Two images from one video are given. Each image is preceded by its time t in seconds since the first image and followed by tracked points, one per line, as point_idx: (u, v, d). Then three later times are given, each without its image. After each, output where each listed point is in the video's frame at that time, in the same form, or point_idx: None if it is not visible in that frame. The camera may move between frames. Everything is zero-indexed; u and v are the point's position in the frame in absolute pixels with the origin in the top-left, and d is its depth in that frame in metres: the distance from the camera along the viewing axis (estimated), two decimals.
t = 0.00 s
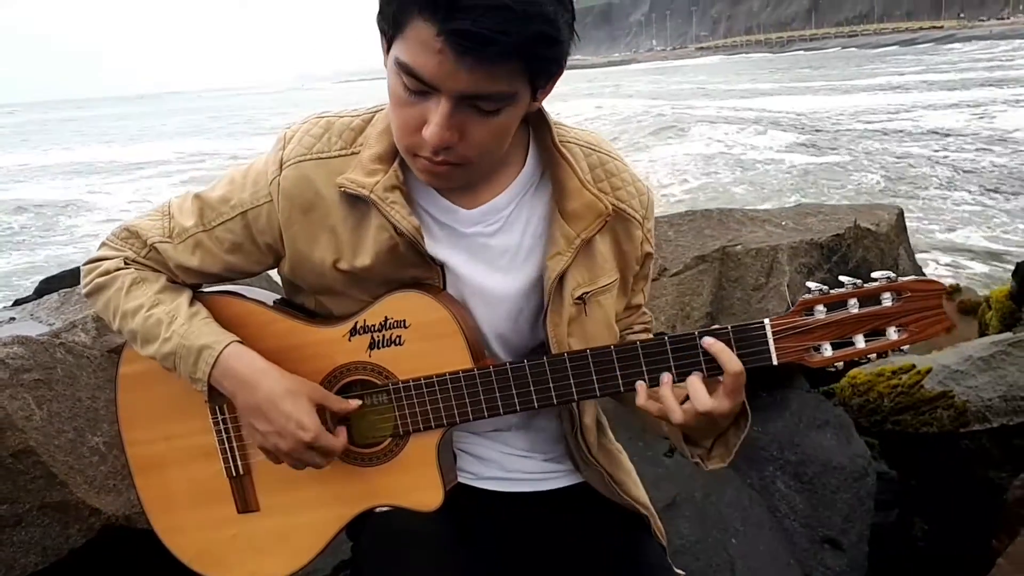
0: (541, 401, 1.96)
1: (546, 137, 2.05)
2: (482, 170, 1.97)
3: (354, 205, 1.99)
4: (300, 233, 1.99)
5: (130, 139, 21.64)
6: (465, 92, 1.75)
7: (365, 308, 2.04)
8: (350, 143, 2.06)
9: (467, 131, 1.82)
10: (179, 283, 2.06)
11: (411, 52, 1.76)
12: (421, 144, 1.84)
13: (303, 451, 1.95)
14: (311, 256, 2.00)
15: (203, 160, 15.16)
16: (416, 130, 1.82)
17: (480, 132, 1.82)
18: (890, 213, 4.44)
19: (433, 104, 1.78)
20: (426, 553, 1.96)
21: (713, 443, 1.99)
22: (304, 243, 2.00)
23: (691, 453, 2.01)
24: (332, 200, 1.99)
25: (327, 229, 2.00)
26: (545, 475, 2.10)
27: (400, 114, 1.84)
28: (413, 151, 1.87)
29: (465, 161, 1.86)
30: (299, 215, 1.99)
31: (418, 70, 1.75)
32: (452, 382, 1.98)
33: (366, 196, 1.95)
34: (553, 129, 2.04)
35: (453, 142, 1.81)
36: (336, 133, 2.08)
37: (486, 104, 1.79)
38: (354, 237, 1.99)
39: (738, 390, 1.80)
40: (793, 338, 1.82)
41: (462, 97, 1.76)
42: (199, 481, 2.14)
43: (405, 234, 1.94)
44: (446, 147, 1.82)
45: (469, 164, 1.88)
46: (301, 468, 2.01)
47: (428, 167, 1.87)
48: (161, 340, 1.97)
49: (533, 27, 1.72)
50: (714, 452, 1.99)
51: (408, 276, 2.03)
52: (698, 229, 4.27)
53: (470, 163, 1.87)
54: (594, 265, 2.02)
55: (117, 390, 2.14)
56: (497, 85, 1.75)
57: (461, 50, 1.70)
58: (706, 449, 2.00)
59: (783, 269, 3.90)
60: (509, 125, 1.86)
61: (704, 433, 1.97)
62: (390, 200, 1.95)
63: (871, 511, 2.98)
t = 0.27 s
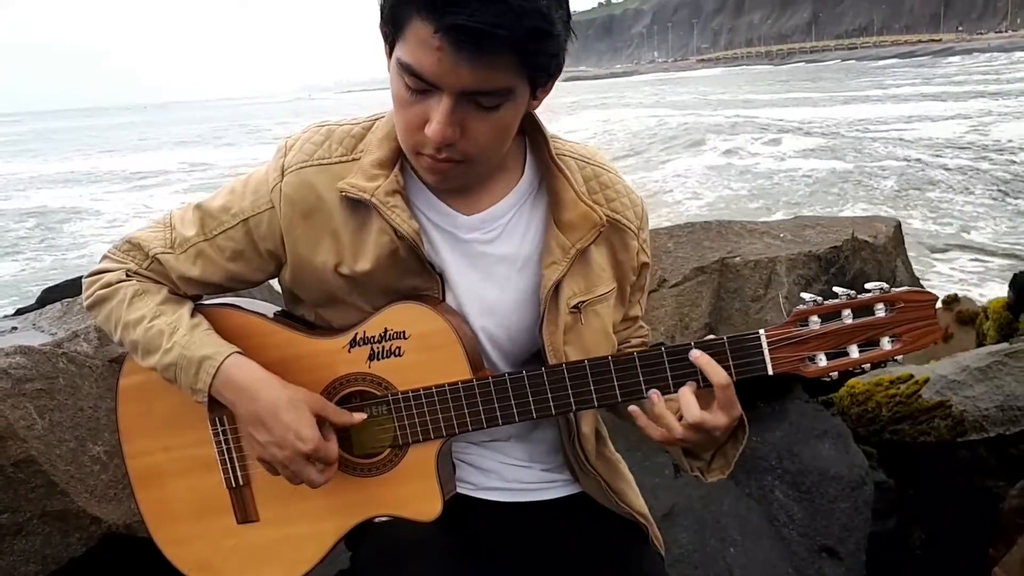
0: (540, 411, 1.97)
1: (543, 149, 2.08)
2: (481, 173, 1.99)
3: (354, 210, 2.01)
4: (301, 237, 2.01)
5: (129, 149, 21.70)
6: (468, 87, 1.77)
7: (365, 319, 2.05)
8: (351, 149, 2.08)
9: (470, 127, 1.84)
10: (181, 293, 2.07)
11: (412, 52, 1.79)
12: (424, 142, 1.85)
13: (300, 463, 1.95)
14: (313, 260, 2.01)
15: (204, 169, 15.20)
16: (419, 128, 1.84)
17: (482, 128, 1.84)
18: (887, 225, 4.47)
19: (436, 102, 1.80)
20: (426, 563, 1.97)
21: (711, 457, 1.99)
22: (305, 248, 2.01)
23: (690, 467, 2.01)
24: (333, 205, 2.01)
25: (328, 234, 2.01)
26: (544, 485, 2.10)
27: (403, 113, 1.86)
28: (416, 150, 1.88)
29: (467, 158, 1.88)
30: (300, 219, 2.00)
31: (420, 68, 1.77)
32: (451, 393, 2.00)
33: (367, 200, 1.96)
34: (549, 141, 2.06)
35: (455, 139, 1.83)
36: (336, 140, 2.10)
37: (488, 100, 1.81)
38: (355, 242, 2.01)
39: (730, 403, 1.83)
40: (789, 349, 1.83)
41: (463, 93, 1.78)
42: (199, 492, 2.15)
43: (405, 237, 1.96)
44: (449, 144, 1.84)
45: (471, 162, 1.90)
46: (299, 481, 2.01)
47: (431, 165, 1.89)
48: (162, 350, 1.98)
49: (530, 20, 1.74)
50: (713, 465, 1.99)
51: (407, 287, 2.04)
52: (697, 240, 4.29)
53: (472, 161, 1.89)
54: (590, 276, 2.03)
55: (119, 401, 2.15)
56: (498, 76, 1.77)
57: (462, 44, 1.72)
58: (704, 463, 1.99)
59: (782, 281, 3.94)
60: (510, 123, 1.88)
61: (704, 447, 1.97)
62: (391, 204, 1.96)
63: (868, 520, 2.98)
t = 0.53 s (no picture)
0: (540, 423, 1.98)
1: (541, 166, 2.08)
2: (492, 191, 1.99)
3: (356, 224, 2.02)
4: (303, 251, 2.01)
5: (128, 155, 21.73)
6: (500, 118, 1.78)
7: (366, 330, 2.06)
8: (353, 164, 2.09)
9: (497, 155, 1.85)
10: (183, 304, 2.07)
11: (435, 81, 1.79)
12: (451, 170, 1.86)
13: (301, 475, 1.96)
14: (315, 274, 2.02)
15: (203, 175, 15.23)
16: (447, 157, 1.84)
17: (508, 153, 1.86)
18: (886, 234, 4.48)
19: (466, 132, 1.80)
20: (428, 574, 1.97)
21: (704, 473, 2.01)
22: (307, 261, 2.01)
23: (682, 483, 2.03)
24: (334, 218, 2.02)
25: (329, 247, 2.02)
26: (545, 495, 2.10)
27: (428, 143, 1.85)
28: (440, 177, 1.88)
29: (490, 181, 1.90)
30: (301, 233, 2.01)
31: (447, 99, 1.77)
32: (452, 404, 2.00)
33: (368, 214, 1.97)
34: (547, 157, 2.06)
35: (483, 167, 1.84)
36: (339, 155, 2.11)
37: (516, 127, 1.82)
38: (356, 255, 2.01)
39: (711, 419, 1.82)
40: (787, 361, 1.84)
41: (495, 124, 1.79)
42: (200, 502, 2.15)
43: (406, 251, 1.97)
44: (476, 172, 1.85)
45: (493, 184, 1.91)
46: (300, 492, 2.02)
47: (455, 191, 1.90)
48: (164, 362, 1.99)
49: (560, 47, 1.75)
50: (705, 481, 2.01)
51: (408, 298, 2.05)
52: (695, 250, 4.31)
53: (495, 182, 1.91)
54: (588, 290, 2.04)
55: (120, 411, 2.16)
56: (524, 104, 1.78)
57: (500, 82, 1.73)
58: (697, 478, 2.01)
59: (780, 290, 3.97)
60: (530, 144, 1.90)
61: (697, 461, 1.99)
62: (393, 218, 1.97)
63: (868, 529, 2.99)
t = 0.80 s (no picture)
0: (542, 434, 1.97)
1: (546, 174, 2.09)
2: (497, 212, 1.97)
3: (358, 236, 2.01)
4: (306, 262, 2.01)
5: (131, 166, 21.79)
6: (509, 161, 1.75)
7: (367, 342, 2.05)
8: (355, 175, 2.07)
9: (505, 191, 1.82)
10: (183, 310, 2.07)
11: (445, 114, 1.76)
12: (459, 204, 1.83)
13: (303, 478, 1.96)
14: (316, 284, 2.02)
15: (205, 185, 15.27)
16: (456, 194, 1.81)
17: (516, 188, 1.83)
18: (887, 242, 4.47)
19: (474, 171, 1.77)
20: None
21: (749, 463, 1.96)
22: (309, 272, 2.01)
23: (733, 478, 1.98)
24: (337, 229, 2.01)
25: (331, 258, 2.01)
26: (546, 506, 2.09)
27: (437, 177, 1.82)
28: (448, 208, 1.86)
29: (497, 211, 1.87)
30: (303, 243, 2.01)
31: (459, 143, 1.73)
32: (453, 415, 1.99)
33: (371, 226, 1.97)
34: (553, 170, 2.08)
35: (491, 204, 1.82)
36: (342, 166, 2.10)
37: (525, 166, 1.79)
38: (358, 266, 2.01)
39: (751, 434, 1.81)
40: (793, 383, 1.83)
41: (504, 166, 1.76)
42: (200, 510, 2.15)
43: (408, 263, 1.97)
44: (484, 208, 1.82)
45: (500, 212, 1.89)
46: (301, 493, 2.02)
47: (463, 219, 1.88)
48: (165, 366, 1.99)
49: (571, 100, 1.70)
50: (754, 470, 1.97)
51: (409, 309, 2.04)
52: (696, 259, 4.30)
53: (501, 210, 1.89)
54: (596, 300, 2.03)
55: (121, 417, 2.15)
56: (532, 147, 1.74)
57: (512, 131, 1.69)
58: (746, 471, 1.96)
59: (782, 300, 3.93)
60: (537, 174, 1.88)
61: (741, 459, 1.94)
62: (395, 229, 1.97)
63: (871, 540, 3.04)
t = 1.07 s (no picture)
0: (543, 444, 1.96)
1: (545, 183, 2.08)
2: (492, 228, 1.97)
3: (360, 248, 2.01)
4: (307, 274, 2.01)
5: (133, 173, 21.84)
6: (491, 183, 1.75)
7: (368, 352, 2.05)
8: (357, 188, 2.07)
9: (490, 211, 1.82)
10: (186, 319, 2.06)
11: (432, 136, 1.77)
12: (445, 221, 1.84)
13: (304, 489, 1.96)
14: (318, 296, 2.02)
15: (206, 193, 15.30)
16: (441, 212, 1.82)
17: (502, 210, 1.83)
18: (887, 253, 4.46)
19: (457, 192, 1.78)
20: None
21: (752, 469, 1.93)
22: (310, 283, 2.01)
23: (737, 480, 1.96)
24: (338, 241, 2.01)
25: (333, 270, 2.01)
26: (546, 517, 2.08)
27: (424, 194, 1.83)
28: (436, 224, 1.87)
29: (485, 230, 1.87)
30: (305, 255, 2.01)
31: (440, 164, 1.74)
32: (454, 425, 1.99)
33: (373, 238, 1.97)
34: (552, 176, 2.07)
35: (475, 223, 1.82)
36: (343, 179, 2.09)
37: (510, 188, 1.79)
38: (360, 278, 2.01)
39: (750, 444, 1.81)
40: (793, 394, 1.82)
41: (486, 188, 1.76)
42: (200, 519, 2.14)
43: (410, 274, 1.96)
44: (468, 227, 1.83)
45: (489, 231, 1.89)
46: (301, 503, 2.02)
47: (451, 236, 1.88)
48: (168, 376, 1.99)
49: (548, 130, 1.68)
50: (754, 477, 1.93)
51: (410, 319, 2.04)
52: (695, 269, 4.30)
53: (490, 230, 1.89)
54: (599, 307, 2.02)
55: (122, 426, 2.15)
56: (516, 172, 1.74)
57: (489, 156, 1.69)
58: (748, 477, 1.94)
59: (781, 309, 3.95)
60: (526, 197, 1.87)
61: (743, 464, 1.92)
62: (397, 242, 1.97)
63: (872, 550, 3.04)
